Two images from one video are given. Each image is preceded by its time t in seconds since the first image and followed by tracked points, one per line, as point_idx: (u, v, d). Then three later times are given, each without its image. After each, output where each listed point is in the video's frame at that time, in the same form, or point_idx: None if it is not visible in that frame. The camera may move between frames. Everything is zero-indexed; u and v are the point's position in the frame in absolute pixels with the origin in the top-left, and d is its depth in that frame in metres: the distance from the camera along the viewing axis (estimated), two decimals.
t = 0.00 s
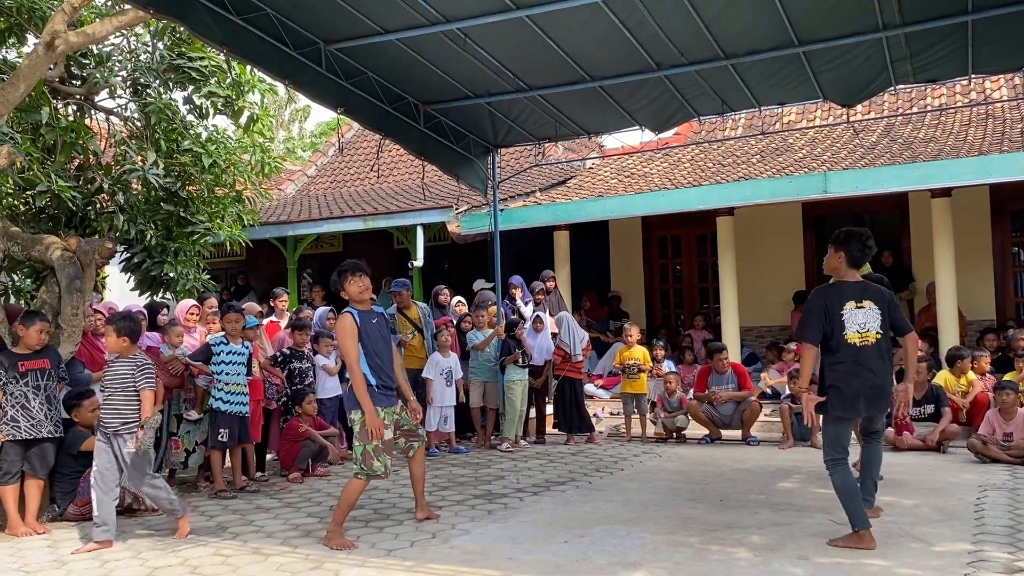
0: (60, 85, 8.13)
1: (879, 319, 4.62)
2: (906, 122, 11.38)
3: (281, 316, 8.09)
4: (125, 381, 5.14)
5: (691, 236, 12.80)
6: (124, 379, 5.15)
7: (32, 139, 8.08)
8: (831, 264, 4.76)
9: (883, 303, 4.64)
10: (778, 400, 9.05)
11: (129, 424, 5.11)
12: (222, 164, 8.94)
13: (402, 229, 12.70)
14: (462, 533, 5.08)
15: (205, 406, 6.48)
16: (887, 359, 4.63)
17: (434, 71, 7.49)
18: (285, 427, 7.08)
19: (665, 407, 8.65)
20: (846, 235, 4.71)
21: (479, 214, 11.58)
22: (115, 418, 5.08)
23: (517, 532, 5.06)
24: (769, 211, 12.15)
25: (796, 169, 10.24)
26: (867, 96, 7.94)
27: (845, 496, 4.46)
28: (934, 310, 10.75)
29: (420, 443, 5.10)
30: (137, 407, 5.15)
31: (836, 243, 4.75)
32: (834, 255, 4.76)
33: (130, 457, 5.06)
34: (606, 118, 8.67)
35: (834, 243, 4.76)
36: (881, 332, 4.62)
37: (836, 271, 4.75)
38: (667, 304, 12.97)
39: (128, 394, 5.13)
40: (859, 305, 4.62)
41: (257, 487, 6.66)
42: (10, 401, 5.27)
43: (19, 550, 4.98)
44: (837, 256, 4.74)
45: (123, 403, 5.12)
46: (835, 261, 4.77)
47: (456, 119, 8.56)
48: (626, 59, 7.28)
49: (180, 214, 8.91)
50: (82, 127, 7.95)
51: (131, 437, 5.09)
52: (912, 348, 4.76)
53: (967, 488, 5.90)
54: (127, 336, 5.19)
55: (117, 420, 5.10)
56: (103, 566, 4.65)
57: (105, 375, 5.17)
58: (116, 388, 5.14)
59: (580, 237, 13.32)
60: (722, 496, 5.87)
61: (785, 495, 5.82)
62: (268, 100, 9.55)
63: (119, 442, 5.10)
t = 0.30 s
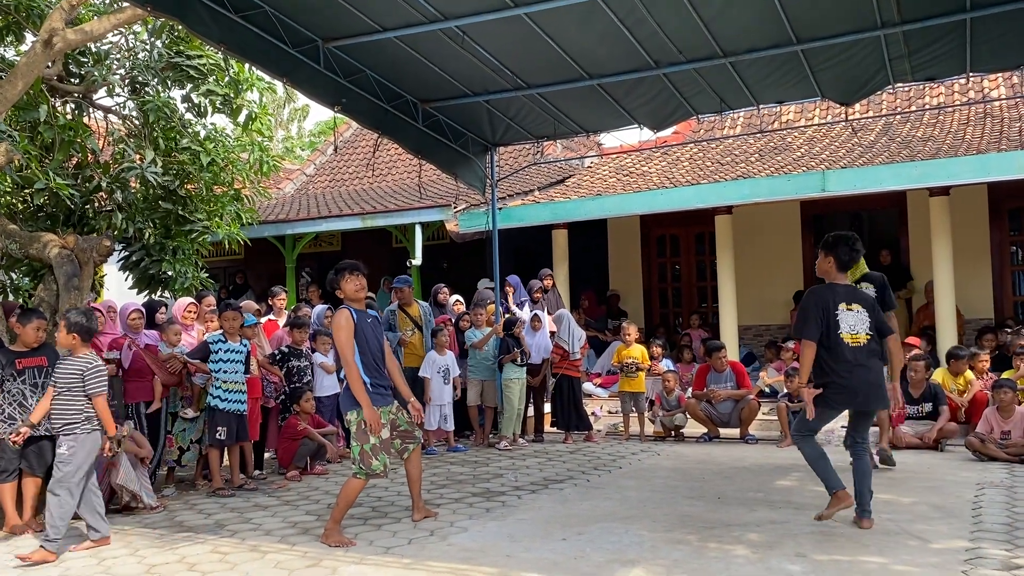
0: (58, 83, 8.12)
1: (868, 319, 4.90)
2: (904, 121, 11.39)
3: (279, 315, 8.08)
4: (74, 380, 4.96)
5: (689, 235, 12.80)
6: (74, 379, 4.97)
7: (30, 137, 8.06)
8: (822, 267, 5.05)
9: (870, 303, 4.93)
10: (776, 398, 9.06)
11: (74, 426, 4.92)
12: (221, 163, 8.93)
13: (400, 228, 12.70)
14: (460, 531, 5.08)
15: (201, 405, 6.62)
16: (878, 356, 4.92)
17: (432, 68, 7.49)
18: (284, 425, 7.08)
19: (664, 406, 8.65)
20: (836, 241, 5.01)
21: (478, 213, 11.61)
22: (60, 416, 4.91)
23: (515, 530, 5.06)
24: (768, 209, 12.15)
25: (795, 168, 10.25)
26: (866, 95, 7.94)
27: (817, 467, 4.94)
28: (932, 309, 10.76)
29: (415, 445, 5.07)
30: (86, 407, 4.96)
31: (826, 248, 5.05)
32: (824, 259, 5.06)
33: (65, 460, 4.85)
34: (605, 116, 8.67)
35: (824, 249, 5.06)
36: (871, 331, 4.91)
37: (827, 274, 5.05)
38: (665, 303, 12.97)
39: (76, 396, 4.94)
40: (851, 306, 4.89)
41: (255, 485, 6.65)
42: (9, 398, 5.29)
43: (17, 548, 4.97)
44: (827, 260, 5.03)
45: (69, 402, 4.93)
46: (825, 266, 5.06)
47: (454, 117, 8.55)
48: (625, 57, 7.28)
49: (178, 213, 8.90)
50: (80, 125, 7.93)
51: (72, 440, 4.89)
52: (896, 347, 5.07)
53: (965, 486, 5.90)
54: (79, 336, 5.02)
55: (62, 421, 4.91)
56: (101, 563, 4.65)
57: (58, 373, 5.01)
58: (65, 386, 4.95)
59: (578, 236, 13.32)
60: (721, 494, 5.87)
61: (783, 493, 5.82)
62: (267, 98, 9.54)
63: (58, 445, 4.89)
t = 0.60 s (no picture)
0: (52, 80, 8.09)
1: (845, 309, 5.13)
2: (900, 119, 11.40)
3: (274, 312, 8.06)
4: (8, 378, 4.69)
5: (685, 234, 12.80)
6: (9, 378, 4.70)
7: (24, 134, 8.02)
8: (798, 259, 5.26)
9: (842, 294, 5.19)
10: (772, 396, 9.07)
11: (12, 426, 4.68)
12: (216, 160, 8.91)
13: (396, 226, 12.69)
14: (455, 527, 5.07)
15: (198, 401, 6.52)
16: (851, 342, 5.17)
17: (427, 65, 7.47)
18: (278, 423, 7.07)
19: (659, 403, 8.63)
20: (812, 234, 5.21)
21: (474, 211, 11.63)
22: None
23: (510, 526, 5.05)
24: (763, 208, 12.15)
25: (791, 166, 10.25)
26: (861, 92, 7.96)
27: (810, 472, 5.08)
28: (927, 307, 10.76)
29: (406, 442, 5.07)
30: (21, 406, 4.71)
31: (802, 240, 5.25)
32: (800, 252, 5.27)
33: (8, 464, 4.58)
34: (600, 113, 8.67)
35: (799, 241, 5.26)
36: (847, 319, 5.14)
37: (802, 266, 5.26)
38: (661, 301, 12.97)
39: (11, 395, 4.68)
40: (829, 297, 5.13)
41: (250, 483, 6.64)
42: None
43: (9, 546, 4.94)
44: (802, 252, 5.25)
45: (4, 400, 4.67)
46: (801, 258, 5.27)
47: (449, 114, 8.54)
48: (621, 54, 7.28)
49: (173, 210, 8.88)
50: (74, 122, 7.89)
51: (13, 441, 4.65)
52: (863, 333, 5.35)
53: (960, 483, 5.91)
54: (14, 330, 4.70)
55: None
56: (94, 560, 4.63)
57: None
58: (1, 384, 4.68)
59: (574, 235, 13.32)
60: (716, 491, 5.86)
61: (778, 490, 5.82)
62: (262, 96, 9.52)
63: (0, 449, 4.64)
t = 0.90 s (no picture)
0: (42, 77, 8.06)
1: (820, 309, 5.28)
2: (892, 118, 11.43)
3: (266, 310, 8.04)
4: None
5: (678, 232, 12.80)
6: None
7: (14, 131, 7.98)
8: (774, 263, 5.39)
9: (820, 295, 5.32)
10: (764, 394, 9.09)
11: None
12: (207, 158, 8.89)
13: (389, 224, 12.67)
14: (447, 524, 5.06)
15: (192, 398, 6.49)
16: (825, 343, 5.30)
17: (420, 62, 7.46)
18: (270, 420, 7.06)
19: (652, 401, 8.66)
20: (790, 238, 5.33)
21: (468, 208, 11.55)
22: None
23: (502, 523, 5.04)
24: (756, 206, 12.18)
25: (783, 164, 10.26)
26: (853, 90, 7.98)
27: (792, 465, 5.15)
28: (920, 305, 10.79)
29: (399, 437, 5.07)
30: None
31: (780, 244, 5.36)
32: (778, 255, 5.37)
33: None
34: (593, 110, 8.67)
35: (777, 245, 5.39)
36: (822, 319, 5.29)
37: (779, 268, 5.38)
38: (654, 300, 12.98)
39: None
40: (805, 297, 5.27)
41: (241, 481, 6.61)
42: None
43: None
44: (780, 256, 5.36)
45: None
46: (778, 261, 5.38)
47: (442, 111, 8.53)
48: (613, 51, 7.28)
49: (164, 208, 8.85)
50: (65, 120, 7.86)
51: None
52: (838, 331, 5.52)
53: (951, 479, 5.92)
54: None
55: None
56: (84, 558, 4.60)
57: None
58: None
59: (567, 233, 13.30)
60: (708, 487, 5.86)
61: (770, 487, 5.82)
62: (254, 94, 9.50)
63: None
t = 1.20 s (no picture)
0: (29, 77, 7.98)
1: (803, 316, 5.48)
2: (881, 117, 11.47)
3: (255, 310, 7.99)
4: None
5: (669, 232, 12.80)
6: None
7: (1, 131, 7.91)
8: (757, 271, 5.53)
9: (801, 302, 5.51)
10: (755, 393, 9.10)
11: None
12: (196, 158, 8.84)
13: (379, 225, 12.63)
14: (438, 526, 5.03)
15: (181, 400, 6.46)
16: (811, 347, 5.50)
17: (409, 61, 7.43)
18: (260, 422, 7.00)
19: (643, 401, 8.63)
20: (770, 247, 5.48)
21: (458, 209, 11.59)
22: None
23: (494, 524, 5.02)
24: (747, 206, 12.19)
25: (773, 164, 10.27)
26: (842, 89, 7.99)
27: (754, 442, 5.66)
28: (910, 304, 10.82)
29: (388, 438, 5.05)
30: None
31: (761, 254, 5.51)
32: (759, 265, 5.51)
33: None
34: (583, 110, 8.66)
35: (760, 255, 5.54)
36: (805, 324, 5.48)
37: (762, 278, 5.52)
38: (645, 299, 12.98)
39: None
40: (789, 303, 5.43)
41: (231, 482, 6.57)
42: None
43: None
44: (765, 266, 5.49)
45: None
46: (760, 271, 5.52)
47: (432, 111, 8.50)
48: (603, 50, 7.26)
49: (153, 208, 8.79)
50: (52, 119, 7.80)
51: None
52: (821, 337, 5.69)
53: (942, 478, 5.92)
54: None
55: None
56: (71, 561, 4.56)
57: None
58: None
59: (558, 233, 13.29)
60: (700, 487, 5.85)
61: (761, 486, 5.81)
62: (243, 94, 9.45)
63: None
